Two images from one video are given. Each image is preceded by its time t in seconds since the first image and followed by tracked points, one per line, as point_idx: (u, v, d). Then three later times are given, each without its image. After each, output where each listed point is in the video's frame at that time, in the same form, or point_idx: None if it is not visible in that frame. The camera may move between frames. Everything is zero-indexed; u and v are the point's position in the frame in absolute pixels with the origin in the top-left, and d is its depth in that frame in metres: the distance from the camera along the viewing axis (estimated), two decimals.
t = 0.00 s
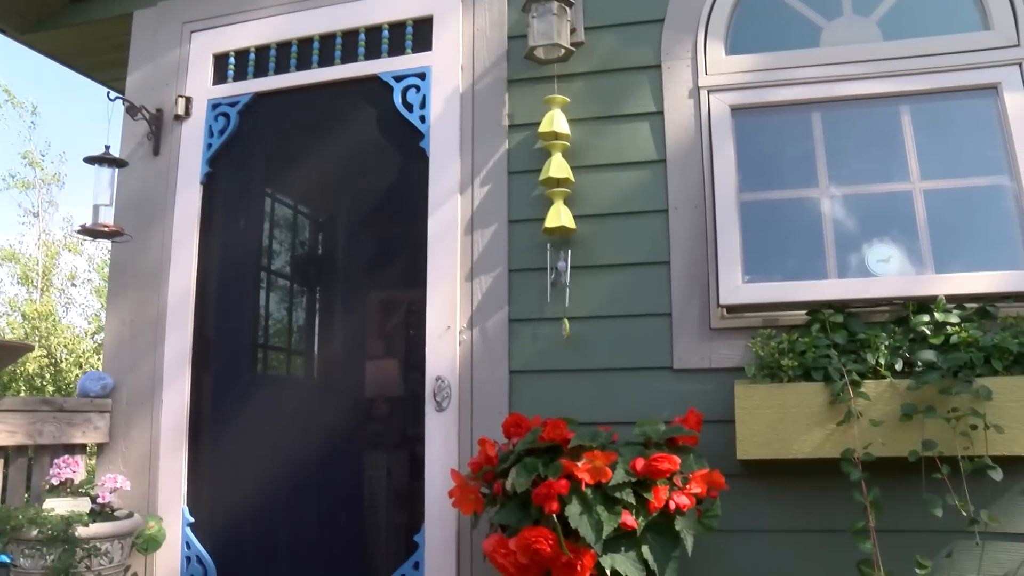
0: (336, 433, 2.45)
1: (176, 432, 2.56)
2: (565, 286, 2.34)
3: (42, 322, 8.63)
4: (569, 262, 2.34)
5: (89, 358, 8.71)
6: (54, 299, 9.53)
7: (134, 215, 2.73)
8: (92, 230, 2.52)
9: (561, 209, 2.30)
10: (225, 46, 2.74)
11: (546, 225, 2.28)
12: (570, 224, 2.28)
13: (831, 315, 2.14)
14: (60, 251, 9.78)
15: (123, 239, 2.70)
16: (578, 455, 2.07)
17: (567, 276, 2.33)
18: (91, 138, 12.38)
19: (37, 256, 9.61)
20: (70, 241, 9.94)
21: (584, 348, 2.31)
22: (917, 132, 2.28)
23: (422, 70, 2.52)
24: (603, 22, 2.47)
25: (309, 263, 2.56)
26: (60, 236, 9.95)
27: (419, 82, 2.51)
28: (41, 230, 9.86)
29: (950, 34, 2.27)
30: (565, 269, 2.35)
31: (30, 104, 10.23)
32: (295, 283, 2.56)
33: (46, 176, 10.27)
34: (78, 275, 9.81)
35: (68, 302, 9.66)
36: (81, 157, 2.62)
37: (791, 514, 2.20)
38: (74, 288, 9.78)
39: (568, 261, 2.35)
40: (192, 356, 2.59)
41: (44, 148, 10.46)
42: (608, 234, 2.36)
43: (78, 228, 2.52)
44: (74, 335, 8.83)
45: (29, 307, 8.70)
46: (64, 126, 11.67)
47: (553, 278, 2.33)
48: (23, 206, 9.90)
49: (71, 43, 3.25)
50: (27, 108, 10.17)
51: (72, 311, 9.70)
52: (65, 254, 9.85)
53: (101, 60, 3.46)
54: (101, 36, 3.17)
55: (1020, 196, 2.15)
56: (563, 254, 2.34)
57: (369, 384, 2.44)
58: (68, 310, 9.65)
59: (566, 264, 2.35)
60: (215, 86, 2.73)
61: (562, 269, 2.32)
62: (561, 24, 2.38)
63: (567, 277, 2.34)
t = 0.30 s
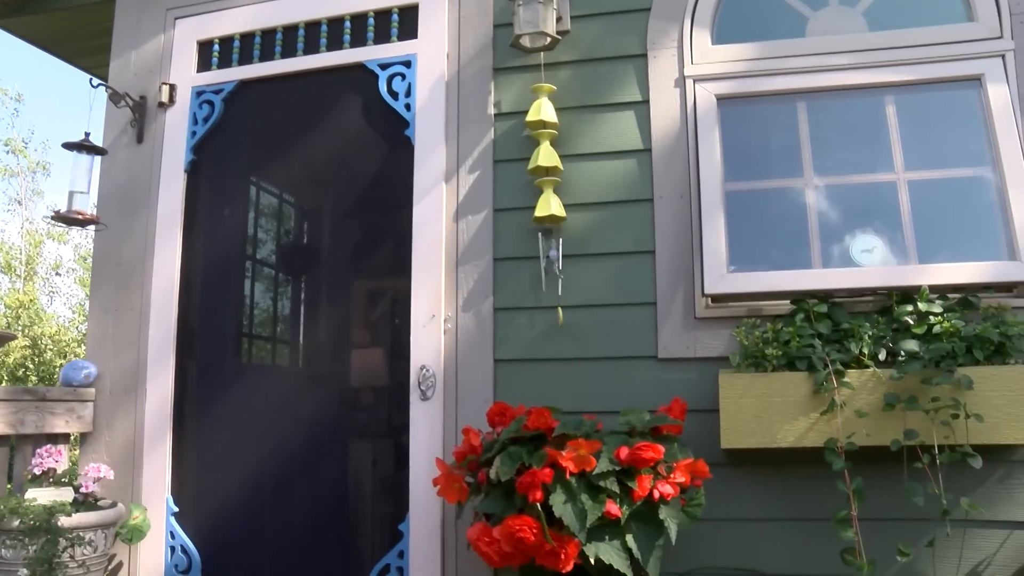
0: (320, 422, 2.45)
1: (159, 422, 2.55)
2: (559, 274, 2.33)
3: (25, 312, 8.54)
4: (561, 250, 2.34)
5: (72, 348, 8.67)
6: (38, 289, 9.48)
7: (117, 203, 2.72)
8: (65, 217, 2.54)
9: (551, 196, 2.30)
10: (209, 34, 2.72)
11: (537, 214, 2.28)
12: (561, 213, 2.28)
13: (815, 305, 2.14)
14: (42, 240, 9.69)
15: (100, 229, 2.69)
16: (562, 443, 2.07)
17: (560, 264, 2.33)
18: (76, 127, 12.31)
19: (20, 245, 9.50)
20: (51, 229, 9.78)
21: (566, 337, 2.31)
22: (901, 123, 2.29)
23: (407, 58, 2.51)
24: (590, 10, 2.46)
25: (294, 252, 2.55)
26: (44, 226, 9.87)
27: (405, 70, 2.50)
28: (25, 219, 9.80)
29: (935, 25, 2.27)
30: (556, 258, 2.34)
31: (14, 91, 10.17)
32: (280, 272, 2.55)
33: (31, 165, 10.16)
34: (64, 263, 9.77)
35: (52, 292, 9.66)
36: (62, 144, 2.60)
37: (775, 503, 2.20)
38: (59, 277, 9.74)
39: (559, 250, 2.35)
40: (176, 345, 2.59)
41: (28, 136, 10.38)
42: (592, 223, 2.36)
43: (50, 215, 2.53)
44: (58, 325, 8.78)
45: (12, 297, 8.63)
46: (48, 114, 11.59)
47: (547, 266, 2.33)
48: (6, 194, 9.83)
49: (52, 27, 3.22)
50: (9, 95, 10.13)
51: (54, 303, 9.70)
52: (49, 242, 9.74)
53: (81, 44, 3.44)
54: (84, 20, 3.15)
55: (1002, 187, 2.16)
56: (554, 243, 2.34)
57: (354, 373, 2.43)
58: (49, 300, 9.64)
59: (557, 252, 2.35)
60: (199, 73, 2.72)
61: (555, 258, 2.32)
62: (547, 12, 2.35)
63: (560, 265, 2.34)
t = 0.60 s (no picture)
0: (308, 417, 2.44)
1: (147, 415, 2.54)
2: (542, 268, 2.34)
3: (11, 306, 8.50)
4: (546, 244, 2.34)
5: (58, 342, 8.65)
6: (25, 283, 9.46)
7: (105, 196, 2.70)
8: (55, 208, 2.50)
9: (537, 191, 2.30)
10: (198, 26, 2.71)
11: (522, 208, 2.28)
12: (547, 207, 2.28)
13: (803, 299, 2.14)
14: (29, 234, 9.62)
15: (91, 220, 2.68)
16: (550, 437, 2.06)
17: (543, 258, 2.34)
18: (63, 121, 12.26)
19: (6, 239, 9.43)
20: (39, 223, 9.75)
21: (555, 330, 2.31)
22: (889, 118, 2.29)
23: (396, 52, 2.51)
24: (579, 4, 2.46)
25: (283, 245, 2.55)
26: (31, 219, 9.81)
27: (394, 63, 2.50)
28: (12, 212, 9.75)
29: (923, 21, 2.28)
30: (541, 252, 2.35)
31: None
32: (269, 266, 2.55)
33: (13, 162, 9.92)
34: (52, 257, 9.76)
35: (41, 286, 9.65)
36: (49, 136, 2.59)
37: (762, 497, 2.21)
38: (47, 271, 9.73)
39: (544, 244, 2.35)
40: (164, 339, 2.58)
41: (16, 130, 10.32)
42: (581, 217, 2.36)
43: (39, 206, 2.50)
44: (45, 319, 8.75)
45: None
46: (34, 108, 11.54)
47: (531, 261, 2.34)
48: None
49: (39, 17, 3.20)
50: None
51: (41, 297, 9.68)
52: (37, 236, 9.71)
53: (68, 35, 3.42)
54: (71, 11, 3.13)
55: (988, 183, 2.17)
56: (539, 237, 2.34)
57: (343, 368, 2.43)
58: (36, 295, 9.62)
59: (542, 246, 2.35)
60: (187, 66, 2.71)
61: (538, 252, 2.33)
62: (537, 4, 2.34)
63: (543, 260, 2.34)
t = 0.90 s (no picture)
0: (304, 413, 2.44)
1: (142, 412, 2.54)
2: (529, 264, 2.33)
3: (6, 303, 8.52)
4: (532, 240, 2.34)
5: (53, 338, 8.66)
6: (20, 280, 9.47)
7: (100, 193, 2.70)
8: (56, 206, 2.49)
9: (526, 188, 2.30)
10: (192, 22, 2.71)
11: (511, 204, 2.28)
12: (534, 203, 2.29)
13: (799, 295, 2.14)
14: (25, 231, 9.64)
15: (87, 217, 2.67)
16: (545, 433, 2.06)
17: (530, 254, 2.33)
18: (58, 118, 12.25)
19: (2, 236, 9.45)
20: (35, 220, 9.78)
21: (551, 327, 2.31)
22: (884, 114, 2.29)
23: (392, 48, 2.50)
24: None
25: (278, 241, 2.54)
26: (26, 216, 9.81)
27: (389, 59, 2.50)
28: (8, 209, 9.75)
29: (919, 17, 2.28)
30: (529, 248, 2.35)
31: None
32: (265, 262, 2.55)
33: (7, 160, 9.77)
34: (48, 253, 9.79)
35: (36, 283, 9.66)
36: (46, 133, 2.58)
37: (758, 493, 2.21)
38: (43, 267, 9.77)
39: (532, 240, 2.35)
40: (160, 335, 2.58)
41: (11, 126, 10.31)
42: (576, 213, 2.36)
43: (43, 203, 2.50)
44: (41, 316, 8.77)
45: None
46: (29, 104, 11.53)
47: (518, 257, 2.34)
48: None
49: (34, 12, 3.19)
50: None
51: (36, 294, 9.70)
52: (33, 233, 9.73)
53: (63, 30, 3.41)
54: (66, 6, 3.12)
55: (983, 179, 2.17)
56: (526, 233, 2.34)
57: (339, 364, 2.43)
58: (31, 292, 9.64)
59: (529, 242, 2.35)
60: (182, 62, 2.70)
61: (525, 248, 2.32)
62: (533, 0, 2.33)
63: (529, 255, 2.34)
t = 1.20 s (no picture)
0: (305, 412, 2.44)
1: (143, 412, 2.54)
2: (529, 263, 2.34)
3: (6, 302, 8.52)
4: (532, 239, 2.35)
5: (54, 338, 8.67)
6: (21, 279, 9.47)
7: (100, 192, 2.70)
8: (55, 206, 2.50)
9: (526, 186, 2.29)
10: (193, 21, 2.71)
11: (511, 202, 2.27)
12: (535, 202, 2.28)
13: (799, 294, 2.14)
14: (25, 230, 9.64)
15: (87, 216, 2.67)
16: (546, 432, 2.06)
17: (530, 253, 2.34)
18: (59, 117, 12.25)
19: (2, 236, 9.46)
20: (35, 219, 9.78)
21: (551, 325, 2.31)
22: (885, 112, 2.29)
23: (392, 46, 2.50)
24: None
25: (279, 241, 2.55)
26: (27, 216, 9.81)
27: (389, 58, 2.50)
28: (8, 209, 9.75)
29: (920, 15, 2.28)
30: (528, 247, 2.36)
31: None
32: (265, 261, 2.55)
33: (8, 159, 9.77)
34: (48, 253, 9.79)
35: (38, 283, 9.67)
36: (47, 132, 2.58)
37: (759, 492, 2.21)
38: (43, 267, 9.75)
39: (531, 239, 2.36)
40: (160, 334, 2.58)
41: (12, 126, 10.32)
42: (577, 211, 2.36)
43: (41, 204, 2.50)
44: (42, 316, 8.77)
45: None
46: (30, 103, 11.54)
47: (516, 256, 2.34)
48: None
49: (34, 12, 3.19)
50: None
51: (36, 294, 9.70)
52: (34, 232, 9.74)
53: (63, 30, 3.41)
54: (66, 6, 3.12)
55: (984, 176, 2.17)
56: (526, 232, 2.34)
57: (339, 363, 2.43)
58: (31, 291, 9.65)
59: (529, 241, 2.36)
60: (182, 61, 2.70)
61: (524, 247, 2.33)
62: None
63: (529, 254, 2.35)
